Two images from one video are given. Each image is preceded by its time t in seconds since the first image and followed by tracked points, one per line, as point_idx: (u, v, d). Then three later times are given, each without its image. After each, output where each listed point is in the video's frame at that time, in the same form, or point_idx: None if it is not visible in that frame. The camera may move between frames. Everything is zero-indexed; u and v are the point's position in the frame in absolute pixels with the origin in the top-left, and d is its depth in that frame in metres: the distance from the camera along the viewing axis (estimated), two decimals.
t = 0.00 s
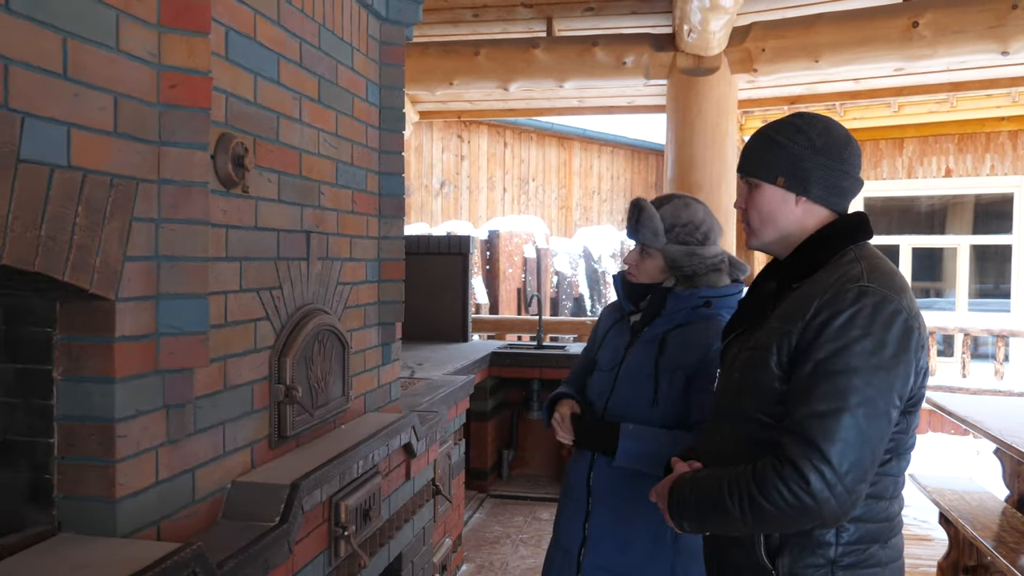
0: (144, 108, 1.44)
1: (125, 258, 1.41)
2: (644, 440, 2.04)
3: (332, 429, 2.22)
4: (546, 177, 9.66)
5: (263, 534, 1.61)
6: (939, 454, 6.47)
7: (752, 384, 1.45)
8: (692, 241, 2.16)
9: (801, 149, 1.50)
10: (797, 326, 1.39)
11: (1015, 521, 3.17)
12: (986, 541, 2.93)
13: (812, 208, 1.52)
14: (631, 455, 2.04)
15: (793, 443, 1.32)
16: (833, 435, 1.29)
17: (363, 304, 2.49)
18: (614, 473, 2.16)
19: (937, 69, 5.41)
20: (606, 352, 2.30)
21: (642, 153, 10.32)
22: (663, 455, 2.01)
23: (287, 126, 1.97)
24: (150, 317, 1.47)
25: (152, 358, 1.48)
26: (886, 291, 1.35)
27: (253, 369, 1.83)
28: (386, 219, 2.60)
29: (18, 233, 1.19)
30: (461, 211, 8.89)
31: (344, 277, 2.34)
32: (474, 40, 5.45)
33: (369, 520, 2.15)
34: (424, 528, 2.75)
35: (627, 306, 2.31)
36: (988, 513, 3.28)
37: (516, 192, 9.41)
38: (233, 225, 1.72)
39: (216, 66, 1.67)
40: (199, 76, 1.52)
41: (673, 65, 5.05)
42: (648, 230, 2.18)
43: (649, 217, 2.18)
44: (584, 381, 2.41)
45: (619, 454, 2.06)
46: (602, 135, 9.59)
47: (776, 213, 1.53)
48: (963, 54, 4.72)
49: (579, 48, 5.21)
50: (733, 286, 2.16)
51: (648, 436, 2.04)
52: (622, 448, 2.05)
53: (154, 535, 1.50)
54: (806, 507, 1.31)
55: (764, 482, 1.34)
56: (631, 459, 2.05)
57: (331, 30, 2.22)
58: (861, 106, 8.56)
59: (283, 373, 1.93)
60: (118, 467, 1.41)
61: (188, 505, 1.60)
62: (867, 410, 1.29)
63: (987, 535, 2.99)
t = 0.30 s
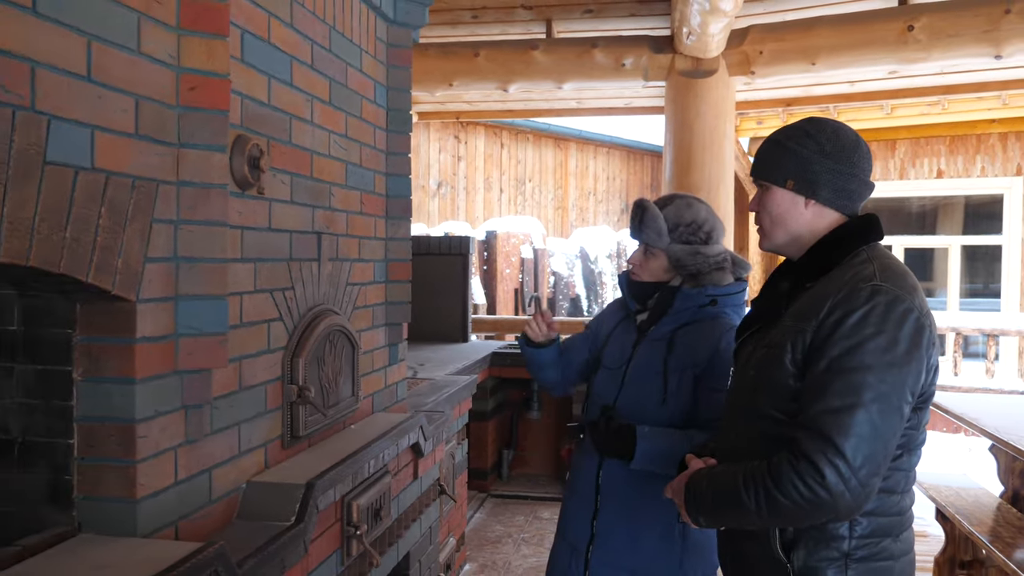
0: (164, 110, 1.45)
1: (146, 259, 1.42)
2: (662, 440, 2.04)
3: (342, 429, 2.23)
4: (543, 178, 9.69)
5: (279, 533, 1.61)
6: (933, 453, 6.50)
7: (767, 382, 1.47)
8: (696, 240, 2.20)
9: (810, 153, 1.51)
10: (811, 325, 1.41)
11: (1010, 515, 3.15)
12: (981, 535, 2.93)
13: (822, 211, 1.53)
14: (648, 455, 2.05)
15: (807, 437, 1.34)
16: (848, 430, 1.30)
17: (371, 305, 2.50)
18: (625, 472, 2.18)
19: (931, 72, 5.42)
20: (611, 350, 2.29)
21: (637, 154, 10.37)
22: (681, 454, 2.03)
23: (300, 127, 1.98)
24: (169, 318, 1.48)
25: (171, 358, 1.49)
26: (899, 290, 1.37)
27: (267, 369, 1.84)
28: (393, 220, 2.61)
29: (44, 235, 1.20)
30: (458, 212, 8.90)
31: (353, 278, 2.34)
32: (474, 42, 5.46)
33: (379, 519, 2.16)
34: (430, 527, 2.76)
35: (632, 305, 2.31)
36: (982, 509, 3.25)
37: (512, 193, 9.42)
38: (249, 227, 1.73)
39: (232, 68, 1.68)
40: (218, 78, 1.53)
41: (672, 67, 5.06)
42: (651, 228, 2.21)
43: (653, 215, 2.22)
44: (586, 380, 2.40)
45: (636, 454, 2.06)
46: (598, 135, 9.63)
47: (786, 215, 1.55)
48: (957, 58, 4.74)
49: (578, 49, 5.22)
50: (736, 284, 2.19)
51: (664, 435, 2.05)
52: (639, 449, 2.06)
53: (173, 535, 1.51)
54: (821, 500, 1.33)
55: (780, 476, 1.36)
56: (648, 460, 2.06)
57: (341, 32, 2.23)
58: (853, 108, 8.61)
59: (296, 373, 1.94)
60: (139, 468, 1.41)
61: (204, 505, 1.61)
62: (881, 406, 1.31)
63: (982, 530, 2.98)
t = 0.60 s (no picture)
0: (171, 112, 1.46)
1: (154, 260, 1.42)
2: (660, 438, 2.07)
3: (342, 429, 2.24)
4: (535, 178, 9.70)
5: (285, 534, 1.62)
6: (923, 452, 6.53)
7: (769, 380, 1.48)
8: (681, 240, 2.20)
9: (810, 157, 1.52)
10: (813, 324, 1.42)
11: (999, 513, 3.13)
12: (970, 532, 2.92)
13: (822, 213, 1.54)
14: (648, 453, 2.08)
15: (810, 434, 1.35)
16: (851, 427, 1.32)
17: (370, 306, 2.50)
18: (614, 465, 2.22)
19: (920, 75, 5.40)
20: (594, 344, 2.29)
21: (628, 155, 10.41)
22: (681, 451, 2.07)
23: (302, 128, 1.99)
24: (176, 320, 1.48)
25: (177, 358, 1.49)
26: (898, 290, 1.38)
27: (270, 370, 1.84)
28: (392, 221, 2.61)
29: (54, 236, 1.20)
30: (450, 212, 8.90)
31: (353, 279, 2.35)
32: (468, 43, 5.46)
33: (381, 519, 2.18)
34: (428, 527, 2.76)
35: (616, 301, 2.32)
36: (972, 507, 3.20)
37: (504, 194, 9.42)
38: (252, 228, 1.74)
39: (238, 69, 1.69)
40: (225, 80, 1.54)
41: (665, 69, 5.07)
42: (638, 227, 2.19)
43: (641, 215, 2.19)
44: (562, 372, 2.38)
45: (636, 452, 2.08)
46: (590, 136, 9.66)
47: (786, 217, 1.56)
48: (948, 61, 4.76)
49: (573, 50, 5.24)
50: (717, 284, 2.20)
51: (662, 433, 2.08)
52: (639, 447, 2.08)
53: (179, 535, 1.51)
54: (824, 496, 1.34)
55: (785, 472, 1.37)
56: (644, 458, 2.08)
57: (342, 34, 2.24)
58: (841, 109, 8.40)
59: (298, 373, 1.94)
60: (147, 468, 1.41)
61: (210, 506, 1.61)
62: (883, 403, 1.32)
63: (972, 527, 2.97)
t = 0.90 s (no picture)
0: (177, 113, 1.46)
1: (159, 261, 1.42)
2: (626, 439, 1.98)
3: (342, 429, 2.24)
4: (529, 179, 9.72)
5: (289, 534, 1.62)
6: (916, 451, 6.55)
7: (772, 380, 1.49)
8: (647, 244, 2.14)
9: (810, 159, 1.51)
10: (815, 325, 1.42)
11: (991, 510, 3.15)
12: (964, 529, 2.94)
13: (822, 215, 1.54)
14: (616, 454, 1.98)
15: (812, 432, 1.35)
16: (852, 425, 1.32)
17: (371, 307, 2.50)
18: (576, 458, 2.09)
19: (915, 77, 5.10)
20: (556, 338, 2.17)
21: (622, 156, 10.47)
22: (648, 453, 1.99)
23: (304, 130, 1.99)
24: (181, 320, 1.49)
25: (182, 360, 1.49)
26: (898, 291, 1.38)
27: (272, 371, 1.84)
28: (392, 221, 2.62)
29: (63, 237, 1.20)
30: (445, 212, 8.89)
31: (354, 279, 2.35)
32: (464, 43, 5.41)
33: (382, 519, 2.18)
34: (427, 527, 2.76)
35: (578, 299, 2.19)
36: (965, 504, 3.23)
37: (499, 194, 9.42)
38: (255, 229, 1.73)
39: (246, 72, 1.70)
40: (229, 81, 1.54)
41: (660, 70, 5.07)
42: (604, 228, 2.12)
43: (608, 216, 2.12)
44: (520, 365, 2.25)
45: (605, 451, 1.97)
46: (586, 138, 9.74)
47: (787, 219, 1.56)
48: (939, 64, 4.62)
49: (568, 51, 5.19)
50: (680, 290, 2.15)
51: (629, 433, 2.00)
52: (608, 447, 1.97)
53: (184, 536, 1.51)
54: (827, 493, 1.34)
55: (788, 470, 1.37)
56: (612, 458, 1.98)
57: (343, 35, 2.24)
58: (835, 112, 7.67)
59: (301, 375, 1.94)
60: (152, 469, 1.41)
61: (214, 507, 1.61)
62: (884, 402, 1.32)
63: (966, 524, 2.99)
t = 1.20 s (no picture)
0: (177, 113, 1.46)
1: (160, 261, 1.42)
2: (589, 431, 1.96)
3: (338, 430, 2.24)
4: (518, 180, 9.75)
5: (288, 534, 1.62)
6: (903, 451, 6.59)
7: (764, 381, 1.43)
8: (606, 239, 2.18)
9: (806, 161, 1.44)
10: (808, 324, 1.36)
11: (978, 508, 3.19)
12: (952, 527, 2.98)
13: (815, 217, 1.47)
14: (580, 446, 1.95)
15: (805, 430, 1.29)
16: (845, 424, 1.26)
17: (365, 308, 2.50)
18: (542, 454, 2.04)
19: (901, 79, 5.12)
20: (516, 332, 2.14)
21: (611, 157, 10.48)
22: (611, 445, 1.97)
23: (301, 130, 1.99)
24: (182, 320, 1.49)
25: (183, 360, 1.49)
26: (889, 291, 1.33)
27: (270, 372, 1.84)
28: (386, 222, 2.62)
29: (66, 237, 1.20)
30: (434, 213, 8.88)
31: (349, 280, 2.35)
32: (454, 44, 5.40)
33: (377, 519, 2.19)
34: (421, 527, 2.78)
35: (536, 292, 2.19)
36: (952, 502, 3.27)
37: (488, 195, 9.42)
38: (253, 229, 1.74)
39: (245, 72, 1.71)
40: (229, 82, 1.54)
41: (651, 71, 5.08)
42: (566, 220, 2.15)
43: (569, 209, 2.16)
44: (479, 360, 2.21)
45: (569, 444, 1.94)
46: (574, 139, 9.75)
47: (781, 219, 1.48)
48: (928, 67, 4.65)
49: (559, 53, 5.20)
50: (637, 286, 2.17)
51: (592, 426, 1.97)
52: (573, 440, 1.94)
53: (184, 536, 1.51)
54: (821, 492, 1.28)
55: (782, 469, 1.31)
56: (577, 451, 1.95)
57: (338, 35, 2.24)
58: (822, 114, 7.65)
59: (298, 375, 1.94)
60: (153, 469, 1.41)
61: (212, 507, 1.61)
62: (878, 401, 1.26)
63: (954, 523, 3.02)
